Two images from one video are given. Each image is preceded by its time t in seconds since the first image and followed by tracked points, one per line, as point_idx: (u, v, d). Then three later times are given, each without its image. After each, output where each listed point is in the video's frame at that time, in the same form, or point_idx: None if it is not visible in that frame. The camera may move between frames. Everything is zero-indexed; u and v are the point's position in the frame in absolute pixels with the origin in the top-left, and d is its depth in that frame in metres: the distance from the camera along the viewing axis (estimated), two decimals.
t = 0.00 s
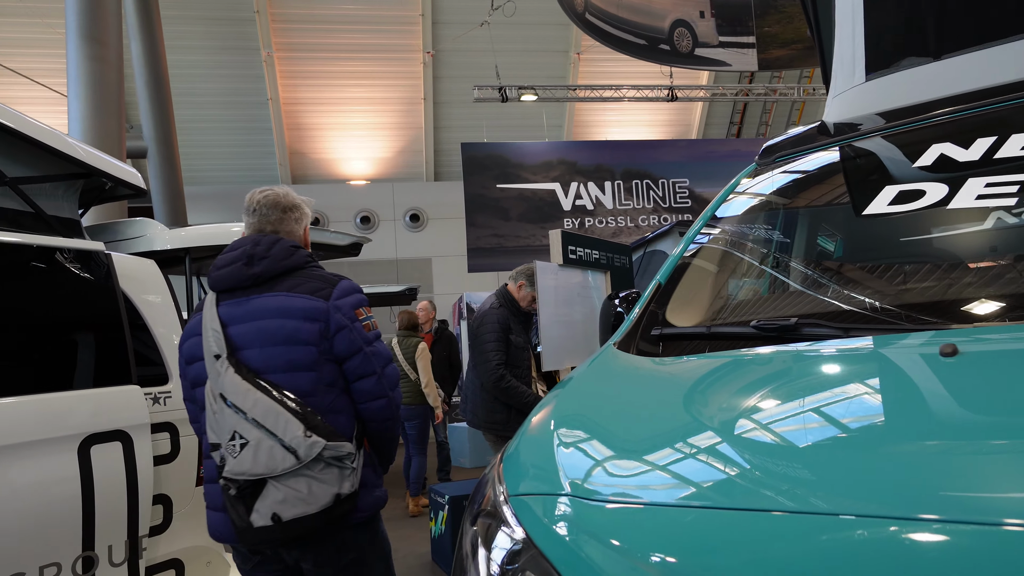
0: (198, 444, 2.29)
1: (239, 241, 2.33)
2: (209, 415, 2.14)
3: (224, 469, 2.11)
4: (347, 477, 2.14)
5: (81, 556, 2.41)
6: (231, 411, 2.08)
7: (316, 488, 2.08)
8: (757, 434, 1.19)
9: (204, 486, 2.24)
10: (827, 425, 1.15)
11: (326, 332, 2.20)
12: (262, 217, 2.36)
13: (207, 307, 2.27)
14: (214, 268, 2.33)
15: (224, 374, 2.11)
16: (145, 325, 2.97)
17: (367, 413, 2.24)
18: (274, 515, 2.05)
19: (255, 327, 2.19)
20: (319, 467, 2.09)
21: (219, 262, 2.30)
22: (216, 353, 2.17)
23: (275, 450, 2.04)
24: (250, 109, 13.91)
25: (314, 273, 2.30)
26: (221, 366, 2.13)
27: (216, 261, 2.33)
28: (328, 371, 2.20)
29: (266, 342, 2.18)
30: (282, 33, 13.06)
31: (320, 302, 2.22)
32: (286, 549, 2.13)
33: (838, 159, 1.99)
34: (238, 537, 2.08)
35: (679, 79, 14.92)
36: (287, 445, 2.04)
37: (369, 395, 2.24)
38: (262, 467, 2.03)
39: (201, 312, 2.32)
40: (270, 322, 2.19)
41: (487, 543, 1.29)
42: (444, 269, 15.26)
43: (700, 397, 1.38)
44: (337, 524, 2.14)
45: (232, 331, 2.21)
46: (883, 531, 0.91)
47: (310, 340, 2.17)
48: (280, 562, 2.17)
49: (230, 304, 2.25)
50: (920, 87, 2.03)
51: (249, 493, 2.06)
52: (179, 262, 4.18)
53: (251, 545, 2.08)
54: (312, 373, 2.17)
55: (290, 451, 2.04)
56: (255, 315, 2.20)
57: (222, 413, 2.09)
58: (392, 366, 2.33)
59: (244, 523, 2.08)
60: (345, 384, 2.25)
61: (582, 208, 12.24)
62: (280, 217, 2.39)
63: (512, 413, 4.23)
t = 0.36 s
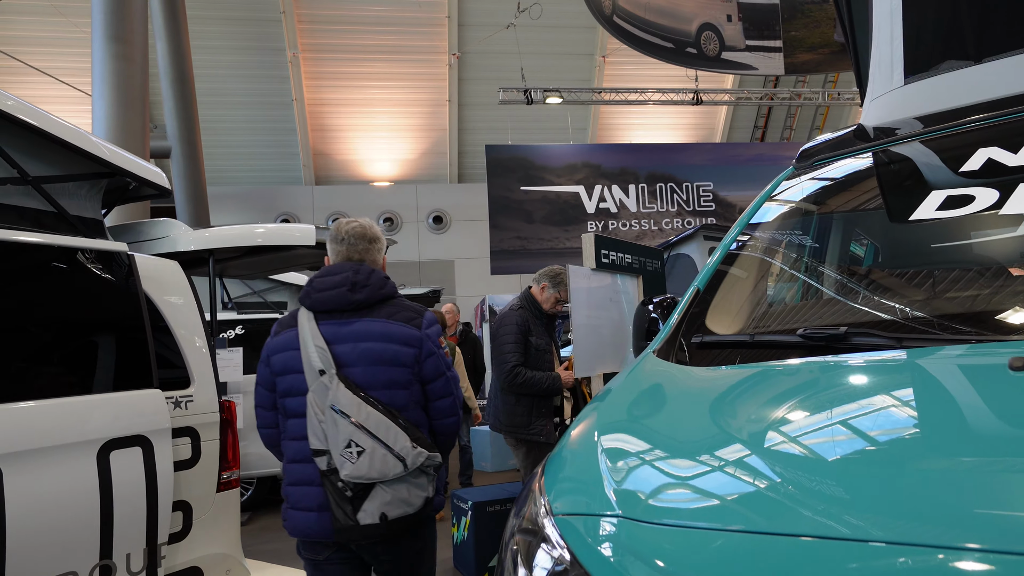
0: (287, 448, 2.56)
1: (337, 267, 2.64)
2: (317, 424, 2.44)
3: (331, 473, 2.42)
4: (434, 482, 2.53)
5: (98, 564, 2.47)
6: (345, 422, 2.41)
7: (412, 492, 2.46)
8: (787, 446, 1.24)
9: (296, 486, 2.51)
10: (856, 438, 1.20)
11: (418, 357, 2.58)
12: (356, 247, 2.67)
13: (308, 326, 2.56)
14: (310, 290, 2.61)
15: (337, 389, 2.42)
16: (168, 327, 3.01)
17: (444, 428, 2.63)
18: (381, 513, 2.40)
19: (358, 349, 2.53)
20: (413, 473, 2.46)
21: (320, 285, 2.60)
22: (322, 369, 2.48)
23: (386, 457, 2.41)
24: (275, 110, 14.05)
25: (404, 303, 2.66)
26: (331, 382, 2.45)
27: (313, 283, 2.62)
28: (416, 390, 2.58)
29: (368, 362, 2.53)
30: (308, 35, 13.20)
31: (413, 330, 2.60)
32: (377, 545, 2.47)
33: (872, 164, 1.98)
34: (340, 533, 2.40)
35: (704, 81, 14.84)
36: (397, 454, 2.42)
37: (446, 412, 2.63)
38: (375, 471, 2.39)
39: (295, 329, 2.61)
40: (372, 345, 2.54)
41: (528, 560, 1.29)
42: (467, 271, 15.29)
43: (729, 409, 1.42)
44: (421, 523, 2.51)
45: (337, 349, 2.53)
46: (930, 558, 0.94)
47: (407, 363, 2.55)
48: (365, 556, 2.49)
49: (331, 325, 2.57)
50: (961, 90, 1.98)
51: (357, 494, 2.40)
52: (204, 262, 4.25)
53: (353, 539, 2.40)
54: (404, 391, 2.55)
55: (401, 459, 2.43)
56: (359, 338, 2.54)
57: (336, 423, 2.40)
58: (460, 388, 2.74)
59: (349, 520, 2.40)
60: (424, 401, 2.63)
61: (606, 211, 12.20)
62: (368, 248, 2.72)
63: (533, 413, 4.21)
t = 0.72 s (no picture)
0: (330, 431, 2.89)
1: (380, 271, 3.01)
2: (366, 409, 2.81)
3: (378, 452, 2.79)
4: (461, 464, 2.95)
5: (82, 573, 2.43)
6: (393, 407, 2.80)
7: (445, 471, 2.88)
8: (782, 459, 1.22)
9: (339, 465, 2.85)
10: (851, 450, 1.19)
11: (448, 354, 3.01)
12: (396, 255, 3.06)
13: (355, 321, 2.92)
14: (356, 289, 2.97)
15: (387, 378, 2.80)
16: (155, 331, 2.98)
17: (466, 417, 3.06)
18: (421, 488, 2.80)
19: (399, 345, 2.93)
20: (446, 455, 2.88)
21: (366, 286, 2.96)
22: (369, 361, 2.85)
23: (429, 438, 2.83)
24: (264, 111, 13.96)
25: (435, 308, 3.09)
26: (380, 371, 2.83)
27: (358, 284, 2.98)
28: (446, 382, 3.00)
29: (408, 356, 2.92)
30: (298, 36, 13.15)
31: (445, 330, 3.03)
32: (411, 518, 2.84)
33: (869, 171, 1.97)
34: (384, 505, 2.76)
35: (694, 87, 14.90)
36: (438, 436, 2.83)
37: (467, 403, 3.07)
38: (418, 451, 2.79)
39: (340, 325, 2.96)
40: (411, 342, 2.94)
41: None
42: (457, 274, 15.25)
43: (726, 421, 1.41)
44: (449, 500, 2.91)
45: (382, 343, 2.91)
46: None
47: (442, 359, 2.97)
48: (400, 529, 2.86)
49: (376, 322, 2.95)
50: (964, 95, 1.98)
51: (402, 471, 2.78)
52: (193, 265, 4.20)
53: (395, 511, 2.77)
54: (437, 383, 2.97)
55: (441, 440, 2.85)
56: (401, 335, 2.93)
57: (386, 407, 2.79)
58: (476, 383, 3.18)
59: (393, 493, 2.78)
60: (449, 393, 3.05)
61: (596, 215, 12.20)
62: (402, 256, 3.12)
63: (526, 418, 4.17)
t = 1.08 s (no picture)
0: (328, 442, 3.14)
1: (366, 296, 3.27)
2: (359, 418, 3.06)
3: (372, 457, 3.04)
4: (448, 466, 3.19)
5: None
6: (383, 415, 3.05)
7: (433, 472, 3.11)
8: (782, 474, 1.20)
9: (337, 472, 3.09)
10: (853, 465, 1.17)
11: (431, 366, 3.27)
12: (382, 281, 3.32)
13: (347, 342, 3.18)
14: (346, 313, 3.23)
15: (376, 389, 3.05)
16: (149, 337, 2.91)
17: (451, 424, 3.31)
18: (412, 486, 3.04)
19: (387, 360, 3.18)
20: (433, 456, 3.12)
21: (354, 310, 3.22)
22: (359, 376, 3.10)
23: (416, 442, 3.08)
24: (261, 117, 13.92)
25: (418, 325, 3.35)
26: (369, 385, 3.08)
27: (347, 308, 3.24)
28: (431, 393, 3.25)
29: (395, 370, 3.18)
30: (295, 43, 13.15)
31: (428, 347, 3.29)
32: (405, 516, 3.07)
33: (869, 180, 1.95)
34: (379, 504, 3.00)
35: (691, 94, 14.93)
36: (425, 439, 3.08)
37: (451, 412, 3.32)
38: (408, 453, 3.04)
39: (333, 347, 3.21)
40: (397, 357, 3.19)
41: None
42: (453, 281, 15.21)
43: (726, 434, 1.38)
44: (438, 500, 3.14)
45: (370, 360, 3.16)
46: None
47: (425, 371, 3.22)
48: (395, 528, 3.09)
49: (365, 341, 3.20)
50: (972, 102, 1.97)
51: (394, 472, 3.02)
52: (188, 272, 4.15)
53: (390, 509, 3.01)
54: (423, 393, 3.21)
55: (427, 443, 3.09)
56: (388, 352, 3.19)
57: (376, 416, 3.04)
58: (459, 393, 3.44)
59: (387, 493, 3.01)
60: (434, 403, 3.30)
61: (593, 222, 12.19)
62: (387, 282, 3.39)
63: (525, 426, 4.14)
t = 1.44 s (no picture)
0: (313, 437, 3.50)
1: (347, 304, 3.61)
2: (340, 415, 3.41)
3: (352, 450, 3.40)
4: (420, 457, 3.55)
5: None
6: (361, 413, 3.40)
7: (407, 463, 3.48)
8: (793, 484, 1.14)
9: (321, 463, 3.45)
10: (868, 477, 1.11)
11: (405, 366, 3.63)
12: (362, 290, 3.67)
13: (328, 347, 3.52)
14: (327, 320, 3.56)
15: (354, 390, 3.40)
16: (156, 345, 2.84)
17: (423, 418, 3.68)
18: (389, 476, 3.40)
19: (365, 362, 3.53)
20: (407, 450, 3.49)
21: (335, 317, 3.56)
22: (341, 377, 3.44)
23: (391, 438, 3.43)
24: (269, 126, 13.95)
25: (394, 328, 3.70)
26: (349, 386, 3.42)
27: (328, 315, 3.57)
28: (405, 390, 3.61)
29: (373, 371, 3.52)
30: (302, 51, 13.19)
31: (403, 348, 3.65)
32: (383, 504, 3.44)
33: (881, 178, 1.89)
34: (359, 492, 3.37)
35: (698, 96, 14.86)
36: (399, 434, 3.43)
37: (424, 407, 3.70)
38: (384, 446, 3.39)
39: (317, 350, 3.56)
40: (376, 359, 3.55)
41: None
42: (461, 287, 15.17)
43: (733, 441, 1.33)
44: (413, 487, 3.50)
45: (350, 362, 3.51)
46: None
47: (402, 371, 3.59)
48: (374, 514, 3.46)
49: (345, 345, 3.54)
50: (979, 96, 1.88)
51: (372, 464, 3.38)
52: (193, 280, 4.01)
53: (368, 497, 3.37)
54: (398, 392, 3.56)
55: (401, 438, 3.45)
56: (366, 354, 3.54)
57: (356, 414, 3.39)
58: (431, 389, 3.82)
59: (366, 483, 3.38)
60: (410, 400, 3.68)
61: (601, 225, 12.13)
62: (366, 291, 3.75)
63: (536, 432, 4.08)
